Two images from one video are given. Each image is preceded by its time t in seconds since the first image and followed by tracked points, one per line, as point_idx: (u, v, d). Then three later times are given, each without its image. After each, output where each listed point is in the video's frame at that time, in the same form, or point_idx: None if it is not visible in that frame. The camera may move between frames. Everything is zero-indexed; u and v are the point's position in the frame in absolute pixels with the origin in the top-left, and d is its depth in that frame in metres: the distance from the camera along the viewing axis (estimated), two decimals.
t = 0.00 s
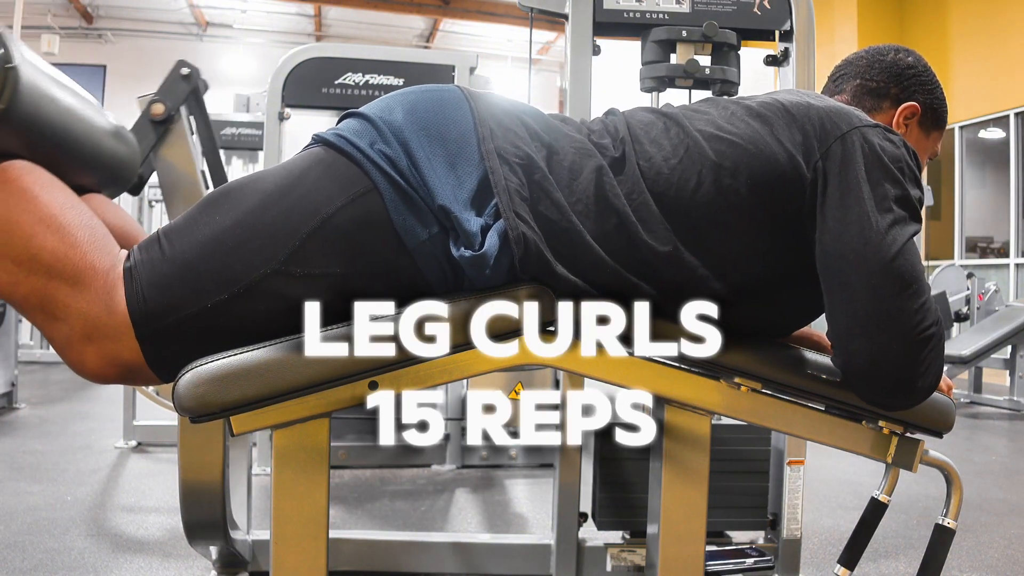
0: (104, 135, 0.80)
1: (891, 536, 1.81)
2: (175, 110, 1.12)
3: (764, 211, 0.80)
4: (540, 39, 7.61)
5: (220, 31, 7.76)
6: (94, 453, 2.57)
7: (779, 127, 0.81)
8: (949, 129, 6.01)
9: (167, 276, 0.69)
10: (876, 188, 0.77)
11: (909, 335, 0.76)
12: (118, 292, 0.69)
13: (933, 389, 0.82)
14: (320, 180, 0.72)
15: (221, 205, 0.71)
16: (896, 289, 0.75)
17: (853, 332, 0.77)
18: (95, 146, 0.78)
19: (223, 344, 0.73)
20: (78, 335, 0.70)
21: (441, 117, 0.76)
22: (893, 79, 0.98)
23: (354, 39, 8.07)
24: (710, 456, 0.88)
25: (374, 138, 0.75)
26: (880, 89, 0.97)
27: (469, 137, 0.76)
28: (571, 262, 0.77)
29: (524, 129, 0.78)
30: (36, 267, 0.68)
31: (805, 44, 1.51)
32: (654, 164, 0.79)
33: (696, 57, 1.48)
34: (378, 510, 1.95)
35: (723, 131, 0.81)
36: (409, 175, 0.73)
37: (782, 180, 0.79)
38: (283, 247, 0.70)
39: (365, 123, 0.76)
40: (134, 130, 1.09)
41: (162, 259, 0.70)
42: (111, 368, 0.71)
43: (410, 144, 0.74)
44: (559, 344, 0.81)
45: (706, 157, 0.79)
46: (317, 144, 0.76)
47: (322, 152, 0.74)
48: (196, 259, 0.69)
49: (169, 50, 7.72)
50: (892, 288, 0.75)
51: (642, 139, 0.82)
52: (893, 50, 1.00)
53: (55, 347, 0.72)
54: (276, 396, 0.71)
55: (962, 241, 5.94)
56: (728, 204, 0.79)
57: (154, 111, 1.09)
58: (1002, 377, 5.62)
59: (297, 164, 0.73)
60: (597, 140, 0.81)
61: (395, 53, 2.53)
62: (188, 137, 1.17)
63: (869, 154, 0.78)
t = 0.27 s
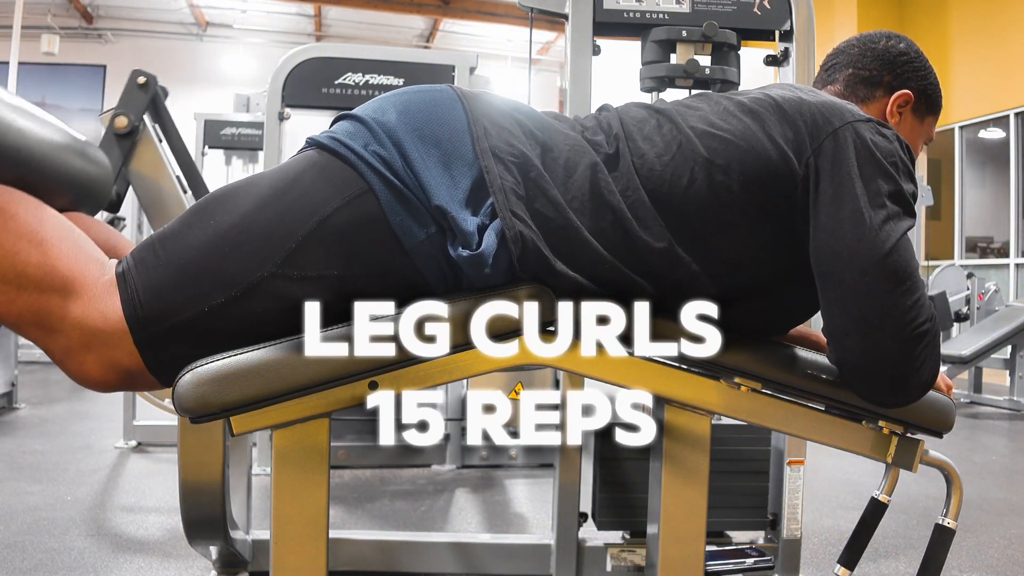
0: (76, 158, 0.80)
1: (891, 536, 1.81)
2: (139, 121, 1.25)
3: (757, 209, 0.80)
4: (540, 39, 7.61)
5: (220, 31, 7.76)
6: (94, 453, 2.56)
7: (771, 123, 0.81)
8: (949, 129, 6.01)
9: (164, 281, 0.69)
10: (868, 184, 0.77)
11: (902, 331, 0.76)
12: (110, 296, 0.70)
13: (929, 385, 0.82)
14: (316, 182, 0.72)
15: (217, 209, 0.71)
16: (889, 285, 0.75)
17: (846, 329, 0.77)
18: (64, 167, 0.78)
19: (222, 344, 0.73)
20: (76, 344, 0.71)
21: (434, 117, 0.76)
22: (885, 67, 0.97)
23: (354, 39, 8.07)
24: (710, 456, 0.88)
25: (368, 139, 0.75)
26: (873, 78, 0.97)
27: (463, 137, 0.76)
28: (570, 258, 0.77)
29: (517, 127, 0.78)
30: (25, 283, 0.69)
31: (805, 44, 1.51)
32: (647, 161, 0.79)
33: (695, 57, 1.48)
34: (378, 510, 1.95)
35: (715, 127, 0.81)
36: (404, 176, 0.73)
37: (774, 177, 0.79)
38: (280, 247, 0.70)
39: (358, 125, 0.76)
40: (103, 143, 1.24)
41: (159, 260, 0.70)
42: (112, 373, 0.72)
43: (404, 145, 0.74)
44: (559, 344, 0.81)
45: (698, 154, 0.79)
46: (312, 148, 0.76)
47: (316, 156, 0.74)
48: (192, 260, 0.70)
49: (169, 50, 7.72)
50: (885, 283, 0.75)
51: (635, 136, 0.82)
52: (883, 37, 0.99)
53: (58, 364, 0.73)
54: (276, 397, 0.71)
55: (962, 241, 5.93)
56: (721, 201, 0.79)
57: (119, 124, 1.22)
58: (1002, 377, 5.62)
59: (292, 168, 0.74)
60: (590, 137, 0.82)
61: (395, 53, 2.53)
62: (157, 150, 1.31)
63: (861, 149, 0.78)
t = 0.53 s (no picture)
0: (68, 175, 0.81)
1: (891, 536, 1.81)
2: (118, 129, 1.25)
3: (751, 203, 0.81)
4: (540, 39, 7.61)
5: (220, 31, 7.76)
6: (94, 453, 2.56)
7: (764, 116, 0.81)
8: (949, 129, 6.01)
9: (162, 285, 0.69)
10: (862, 174, 0.77)
11: (895, 322, 0.76)
12: (107, 303, 0.70)
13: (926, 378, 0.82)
14: (311, 182, 0.72)
15: (213, 212, 0.71)
16: (881, 277, 0.75)
17: (838, 323, 0.77)
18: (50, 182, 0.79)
19: (222, 345, 0.73)
20: (75, 351, 0.71)
21: (428, 116, 0.76)
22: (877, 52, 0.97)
23: (354, 39, 8.07)
24: (710, 456, 0.88)
25: (362, 140, 0.75)
26: (866, 65, 0.96)
27: (457, 134, 0.76)
28: (569, 253, 0.77)
29: (511, 124, 0.78)
30: (19, 294, 0.69)
31: (804, 44, 1.51)
32: (641, 156, 0.79)
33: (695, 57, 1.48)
34: (378, 510, 1.95)
35: (708, 122, 0.81)
36: (398, 175, 0.73)
37: (768, 171, 0.79)
38: (276, 245, 0.70)
39: (351, 126, 0.76)
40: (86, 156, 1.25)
41: (156, 261, 0.70)
42: (113, 378, 0.73)
43: (398, 145, 0.74)
44: (559, 344, 0.81)
45: (692, 149, 0.79)
46: (306, 150, 0.76)
47: (310, 158, 0.74)
48: (188, 259, 0.70)
49: (169, 50, 7.72)
50: (878, 276, 0.75)
51: (629, 131, 0.82)
52: (873, 22, 0.99)
53: (60, 372, 0.74)
54: (276, 397, 0.71)
55: (962, 241, 5.91)
56: (715, 196, 0.79)
57: (99, 135, 1.23)
58: (1002, 377, 5.62)
59: (287, 170, 0.73)
60: (584, 133, 0.82)
61: (395, 53, 2.53)
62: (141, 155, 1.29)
63: (855, 138, 0.77)
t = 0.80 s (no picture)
0: (59, 183, 0.82)
1: (891, 536, 1.81)
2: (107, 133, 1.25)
3: (751, 201, 0.80)
4: (540, 39, 7.61)
5: (220, 31, 7.76)
6: (94, 453, 2.56)
7: (763, 115, 0.81)
8: (949, 129, 6.01)
9: (161, 287, 0.69)
10: (860, 170, 0.77)
11: (893, 320, 0.76)
12: (107, 304, 0.70)
13: (925, 376, 0.82)
14: (310, 183, 0.72)
15: (212, 212, 0.72)
16: (879, 274, 0.75)
17: (837, 322, 0.77)
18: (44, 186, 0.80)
19: (222, 345, 0.73)
20: (76, 355, 0.71)
21: (428, 116, 0.76)
22: (872, 44, 0.96)
23: (354, 39, 8.07)
24: (710, 456, 0.88)
25: (361, 141, 0.75)
26: (861, 58, 0.96)
27: (457, 134, 0.76)
28: (569, 251, 0.77)
29: (511, 123, 0.78)
30: (17, 300, 0.68)
31: (804, 44, 1.51)
32: (641, 157, 0.79)
33: (695, 57, 1.48)
34: (378, 510, 1.95)
35: (708, 122, 0.81)
36: (397, 175, 0.73)
37: (769, 170, 0.79)
38: (277, 246, 0.70)
39: (351, 126, 0.76)
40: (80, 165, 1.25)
41: (154, 262, 0.70)
42: (115, 380, 0.73)
43: (397, 145, 0.74)
44: (559, 344, 0.81)
45: (692, 150, 0.79)
46: (305, 151, 0.76)
47: (309, 158, 0.74)
48: (187, 260, 0.70)
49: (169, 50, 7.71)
50: (875, 272, 0.75)
51: (629, 132, 0.82)
52: (869, 14, 0.99)
53: (60, 376, 0.73)
54: (276, 397, 0.71)
55: (962, 242, 5.87)
56: (715, 195, 0.79)
57: (89, 142, 1.23)
58: (1002, 377, 5.62)
59: (286, 171, 0.73)
60: (585, 134, 0.81)
61: (396, 53, 2.53)
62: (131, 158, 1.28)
63: (853, 135, 0.78)
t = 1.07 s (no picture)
0: (51, 187, 0.88)
1: (891, 536, 1.81)
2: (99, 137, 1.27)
3: (756, 208, 0.81)
4: (540, 39, 7.60)
5: (220, 31, 7.76)
6: (94, 453, 2.56)
7: (768, 124, 0.81)
8: (949, 129, 6.01)
9: (166, 290, 0.69)
10: (861, 176, 0.77)
11: (889, 320, 0.77)
12: (111, 302, 0.70)
13: (920, 375, 0.82)
14: (317, 186, 0.72)
15: (215, 215, 0.71)
16: (876, 275, 0.75)
17: (834, 322, 0.78)
18: (49, 199, 0.88)
19: (224, 345, 0.73)
20: (79, 354, 0.70)
21: (437, 118, 0.76)
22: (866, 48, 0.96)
23: (354, 39, 8.07)
24: (710, 456, 0.88)
25: (369, 140, 0.74)
26: (855, 61, 0.96)
27: (466, 137, 0.76)
28: (573, 260, 0.77)
29: (520, 128, 0.78)
30: (18, 300, 0.68)
31: (804, 44, 1.51)
32: (650, 169, 0.79)
33: (695, 57, 1.48)
34: (378, 510, 1.95)
35: (715, 133, 0.81)
36: (405, 176, 0.73)
37: (775, 182, 0.80)
38: (281, 250, 0.70)
39: (360, 126, 0.76)
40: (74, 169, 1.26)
41: (157, 266, 0.70)
42: (118, 379, 0.72)
43: (406, 146, 0.74)
44: (559, 344, 0.81)
45: (699, 161, 0.79)
46: (314, 151, 0.76)
47: (317, 158, 0.74)
48: (191, 266, 0.69)
49: (169, 50, 7.72)
50: (872, 274, 0.75)
51: (640, 144, 0.81)
52: (864, 18, 0.98)
53: (63, 377, 0.73)
54: (276, 397, 0.71)
55: (962, 241, 5.89)
56: (723, 204, 0.80)
57: (83, 146, 1.25)
58: (1003, 377, 5.62)
59: (292, 172, 0.73)
60: (595, 142, 0.81)
61: (395, 53, 2.53)
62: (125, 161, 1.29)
63: (857, 141, 0.78)
